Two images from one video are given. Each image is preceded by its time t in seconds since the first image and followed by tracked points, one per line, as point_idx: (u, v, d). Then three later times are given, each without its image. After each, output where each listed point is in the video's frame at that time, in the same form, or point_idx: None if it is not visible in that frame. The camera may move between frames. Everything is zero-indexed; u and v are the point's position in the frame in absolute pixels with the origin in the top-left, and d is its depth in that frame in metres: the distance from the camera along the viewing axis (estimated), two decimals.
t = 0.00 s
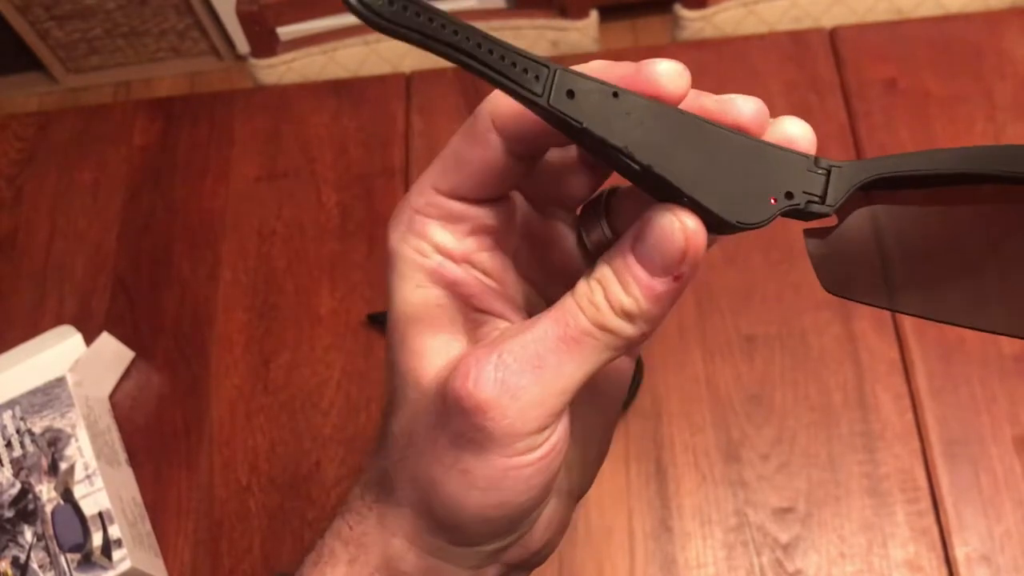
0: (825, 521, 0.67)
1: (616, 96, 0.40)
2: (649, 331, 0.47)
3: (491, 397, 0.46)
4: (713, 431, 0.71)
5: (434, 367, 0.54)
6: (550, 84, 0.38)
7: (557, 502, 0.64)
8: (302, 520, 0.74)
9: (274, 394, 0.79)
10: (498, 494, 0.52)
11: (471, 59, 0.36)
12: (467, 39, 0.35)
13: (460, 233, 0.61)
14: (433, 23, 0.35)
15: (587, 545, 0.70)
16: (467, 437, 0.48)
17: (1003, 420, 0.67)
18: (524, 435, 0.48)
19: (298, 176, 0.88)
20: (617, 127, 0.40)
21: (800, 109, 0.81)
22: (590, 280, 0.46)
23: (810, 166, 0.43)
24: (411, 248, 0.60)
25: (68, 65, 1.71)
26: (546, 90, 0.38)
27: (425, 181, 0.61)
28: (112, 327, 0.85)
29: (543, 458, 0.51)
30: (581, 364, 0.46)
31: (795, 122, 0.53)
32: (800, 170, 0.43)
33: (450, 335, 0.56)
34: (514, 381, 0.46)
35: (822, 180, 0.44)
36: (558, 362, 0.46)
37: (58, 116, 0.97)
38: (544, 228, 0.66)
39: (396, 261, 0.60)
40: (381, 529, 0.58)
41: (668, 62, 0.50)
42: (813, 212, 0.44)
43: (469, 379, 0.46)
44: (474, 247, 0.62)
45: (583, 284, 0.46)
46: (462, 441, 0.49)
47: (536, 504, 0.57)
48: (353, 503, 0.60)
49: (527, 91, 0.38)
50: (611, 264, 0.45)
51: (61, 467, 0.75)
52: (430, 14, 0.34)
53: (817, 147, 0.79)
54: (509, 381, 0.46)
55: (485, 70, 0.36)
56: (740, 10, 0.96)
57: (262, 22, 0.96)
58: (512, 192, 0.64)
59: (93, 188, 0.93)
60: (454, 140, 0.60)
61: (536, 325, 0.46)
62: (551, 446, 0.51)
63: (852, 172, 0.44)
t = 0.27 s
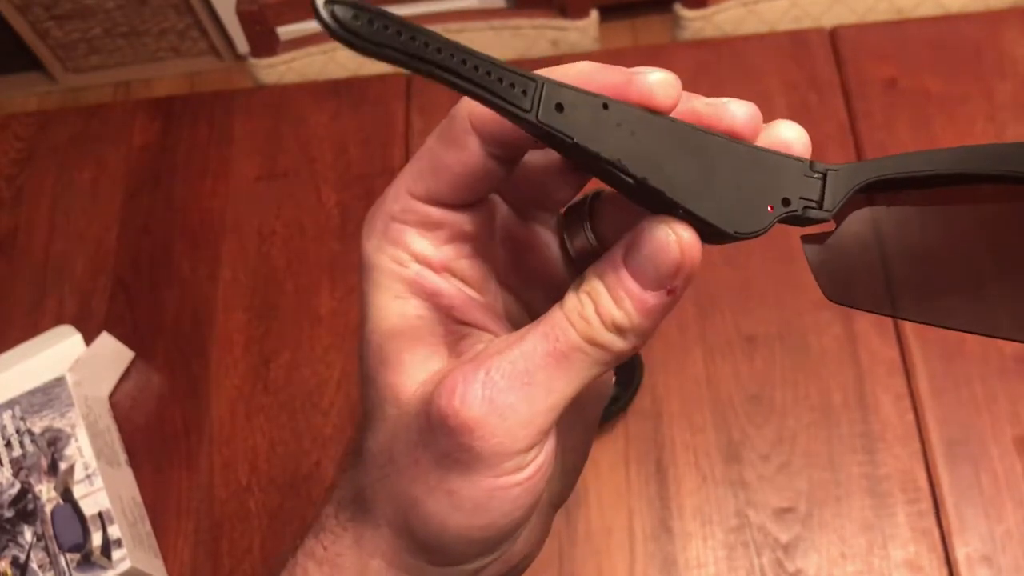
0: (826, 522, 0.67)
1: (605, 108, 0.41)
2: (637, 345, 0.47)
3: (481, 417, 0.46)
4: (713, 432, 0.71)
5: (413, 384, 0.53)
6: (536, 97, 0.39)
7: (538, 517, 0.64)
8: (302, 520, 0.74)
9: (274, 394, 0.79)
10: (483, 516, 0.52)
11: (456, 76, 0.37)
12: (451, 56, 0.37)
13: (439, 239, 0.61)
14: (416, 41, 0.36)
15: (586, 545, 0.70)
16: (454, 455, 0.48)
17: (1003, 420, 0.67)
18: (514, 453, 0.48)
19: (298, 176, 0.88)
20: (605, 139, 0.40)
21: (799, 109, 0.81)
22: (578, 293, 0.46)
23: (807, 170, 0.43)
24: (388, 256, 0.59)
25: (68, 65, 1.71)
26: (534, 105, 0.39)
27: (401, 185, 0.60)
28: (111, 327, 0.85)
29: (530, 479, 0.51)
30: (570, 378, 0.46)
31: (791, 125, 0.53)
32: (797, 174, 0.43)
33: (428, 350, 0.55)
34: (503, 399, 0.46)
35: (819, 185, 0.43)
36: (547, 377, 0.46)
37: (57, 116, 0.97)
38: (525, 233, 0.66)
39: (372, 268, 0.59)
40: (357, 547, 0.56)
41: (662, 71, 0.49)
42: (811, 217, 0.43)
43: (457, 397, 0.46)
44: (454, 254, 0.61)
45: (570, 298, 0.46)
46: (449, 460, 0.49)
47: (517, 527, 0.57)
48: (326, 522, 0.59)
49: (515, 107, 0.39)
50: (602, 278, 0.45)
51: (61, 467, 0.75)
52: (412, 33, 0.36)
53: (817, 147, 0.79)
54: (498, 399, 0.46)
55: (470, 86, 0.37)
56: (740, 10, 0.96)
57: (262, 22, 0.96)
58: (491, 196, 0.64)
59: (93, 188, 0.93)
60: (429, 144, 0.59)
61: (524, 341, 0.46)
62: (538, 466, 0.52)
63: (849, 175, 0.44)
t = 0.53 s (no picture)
0: (826, 522, 0.67)
1: (608, 121, 0.40)
2: (638, 360, 0.48)
3: (478, 433, 0.46)
4: (713, 432, 0.71)
5: (407, 396, 0.52)
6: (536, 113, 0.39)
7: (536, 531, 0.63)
8: (302, 521, 0.74)
9: (274, 395, 0.79)
10: (478, 534, 0.52)
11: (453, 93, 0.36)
12: (447, 73, 0.36)
13: (434, 245, 0.60)
14: (410, 59, 0.36)
15: (587, 545, 0.70)
16: (448, 472, 0.48)
17: (1004, 421, 0.67)
18: (509, 471, 0.48)
19: (298, 176, 0.88)
20: (610, 154, 0.40)
21: (800, 109, 0.81)
22: (580, 306, 0.46)
23: (816, 178, 0.43)
24: (383, 260, 0.59)
25: (68, 65, 1.71)
26: (534, 121, 0.39)
27: (394, 187, 0.59)
28: (111, 327, 0.85)
29: (526, 495, 0.52)
30: (569, 394, 0.47)
31: (800, 133, 0.52)
32: (806, 183, 0.43)
33: (422, 365, 0.54)
34: (500, 415, 0.46)
35: (830, 192, 0.43)
36: (548, 392, 0.46)
37: (57, 115, 0.97)
38: (520, 234, 0.64)
39: (366, 272, 0.59)
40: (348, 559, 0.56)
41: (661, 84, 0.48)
42: (822, 226, 0.43)
43: (453, 413, 0.46)
44: (448, 260, 0.60)
45: (573, 310, 0.47)
46: (443, 477, 0.49)
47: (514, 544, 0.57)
48: (318, 532, 0.58)
49: (515, 123, 0.38)
50: (604, 291, 0.46)
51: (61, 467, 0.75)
52: (405, 51, 0.35)
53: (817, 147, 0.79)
54: (495, 415, 0.46)
55: (467, 103, 0.37)
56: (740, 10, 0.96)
57: (262, 22, 0.96)
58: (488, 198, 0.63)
59: (93, 188, 0.93)
60: (423, 144, 0.58)
61: (524, 354, 0.46)
62: (535, 482, 0.52)
63: (860, 181, 0.44)
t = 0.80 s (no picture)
0: (826, 522, 0.67)
1: (580, 157, 0.41)
2: (615, 382, 0.48)
3: (456, 462, 0.46)
4: (713, 432, 0.71)
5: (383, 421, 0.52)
6: (504, 156, 0.40)
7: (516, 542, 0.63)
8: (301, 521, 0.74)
9: (274, 395, 0.79)
10: (456, 558, 0.53)
11: (420, 145, 0.38)
12: (412, 126, 0.38)
13: (408, 266, 0.58)
14: (375, 117, 0.37)
15: (587, 545, 0.70)
16: (426, 501, 0.49)
17: (1004, 421, 0.67)
18: (485, 499, 0.48)
19: (298, 176, 0.88)
20: (583, 190, 0.41)
21: (800, 109, 0.81)
22: (558, 330, 0.46)
23: (794, 201, 0.43)
24: (356, 280, 0.57)
25: (68, 65, 1.71)
26: (505, 163, 0.40)
27: (366, 206, 0.56)
28: (111, 327, 0.85)
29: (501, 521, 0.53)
30: (546, 421, 0.47)
31: (778, 155, 0.52)
32: (785, 206, 0.43)
33: (399, 390, 0.53)
34: (477, 444, 0.46)
35: (808, 214, 0.43)
36: (524, 421, 0.46)
37: (57, 115, 0.97)
38: (494, 248, 0.64)
39: (338, 292, 0.57)
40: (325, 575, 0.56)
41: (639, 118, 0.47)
42: (801, 248, 0.43)
43: (432, 442, 0.46)
44: (422, 278, 0.59)
45: (551, 335, 0.47)
46: (421, 505, 0.50)
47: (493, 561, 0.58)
48: (294, 552, 0.58)
49: (486, 167, 0.39)
50: (583, 318, 0.46)
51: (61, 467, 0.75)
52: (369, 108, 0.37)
53: (817, 147, 0.79)
54: (471, 444, 0.46)
55: (435, 154, 0.38)
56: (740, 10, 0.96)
57: (262, 22, 0.97)
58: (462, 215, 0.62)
59: (93, 188, 0.92)
60: (396, 162, 0.56)
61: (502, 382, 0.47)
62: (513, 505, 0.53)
63: (840, 202, 0.43)
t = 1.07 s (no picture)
0: (826, 522, 0.67)
1: (538, 166, 0.41)
2: (580, 387, 0.48)
3: (416, 463, 0.46)
4: (713, 432, 0.71)
5: (352, 422, 0.52)
6: (460, 167, 0.39)
7: (491, 545, 0.63)
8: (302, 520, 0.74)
9: (274, 395, 0.78)
10: (423, 560, 0.54)
11: (373, 161, 0.37)
12: (364, 142, 0.37)
13: (380, 272, 0.59)
14: (326, 134, 0.36)
15: (587, 545, 0.70)
16: (390, 502, 0.49)
17: (1004, 421, 0.67)
18: (450, 500, 0.48)
19: (298, 176, 0.88)
20: (541, 200, 0.41)
21: (800, 109, 0.81)
22: (521, 334, 0.47)
23: (756, 205, 0.43)
24: (329, 287, 0.58)
25: (68, 65, 1.71)
26: (460, 175, 0.39)
27: (339, 213, 0.57)
28: (111, 327, 0.85)
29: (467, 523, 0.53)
30: (508, 424, 0.47)
31: (741, 157, 0.51)
32: (746, 210, 0.43)
33: (370, 391, 0.54)
34: (439, 446, 0.46)
35: (768, 217, 0.43)
36: (485, 423, 0.46)
37: (57, 115, 0.97)
38: (466, 253, 0.64)
39: (313, 300, 0.58)
40: None
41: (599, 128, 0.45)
42: (761, 252, 0.44)
43: (393, 444, 0.46)
44: (395, 285, 0.60)
45: (514, 339, 0.47)
46: (386, 505, 0.49)
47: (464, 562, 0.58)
48: (274, 556, 0.59)
49: (441, 179, 0.39)
50: (546, 321, 0.46)
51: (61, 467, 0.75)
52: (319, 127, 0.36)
53: (818, 147, 0.79)
54: (433, 445, 0.46)
55: (389, 169, 0.38)
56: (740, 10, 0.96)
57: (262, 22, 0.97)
58: (433, 221, 0.62)
59: (93, 188, 0.92)
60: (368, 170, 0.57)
61: (465, 383, 0.47)
62: (478, 509, 0.54)
63: (801, 207, 0.44)
